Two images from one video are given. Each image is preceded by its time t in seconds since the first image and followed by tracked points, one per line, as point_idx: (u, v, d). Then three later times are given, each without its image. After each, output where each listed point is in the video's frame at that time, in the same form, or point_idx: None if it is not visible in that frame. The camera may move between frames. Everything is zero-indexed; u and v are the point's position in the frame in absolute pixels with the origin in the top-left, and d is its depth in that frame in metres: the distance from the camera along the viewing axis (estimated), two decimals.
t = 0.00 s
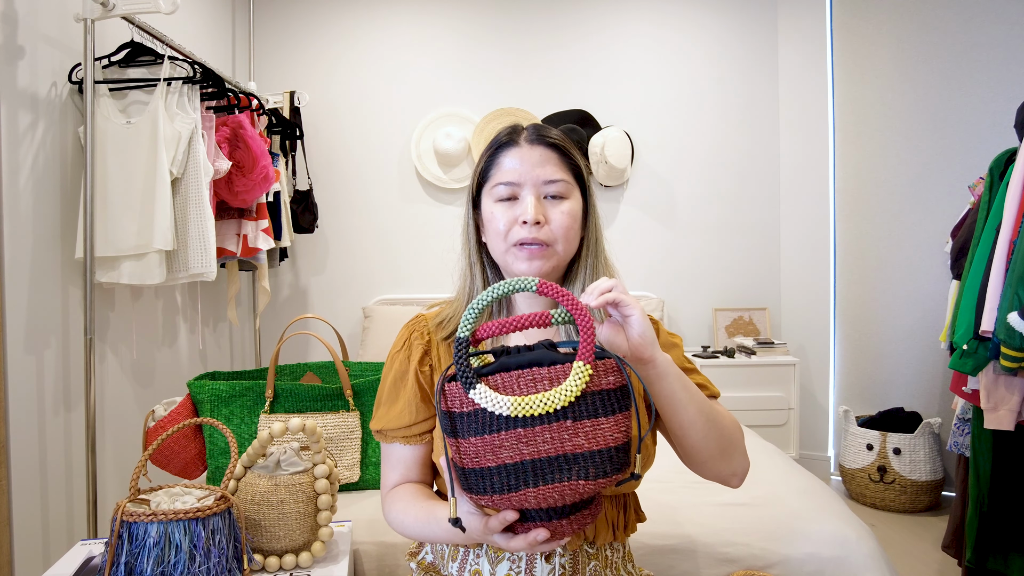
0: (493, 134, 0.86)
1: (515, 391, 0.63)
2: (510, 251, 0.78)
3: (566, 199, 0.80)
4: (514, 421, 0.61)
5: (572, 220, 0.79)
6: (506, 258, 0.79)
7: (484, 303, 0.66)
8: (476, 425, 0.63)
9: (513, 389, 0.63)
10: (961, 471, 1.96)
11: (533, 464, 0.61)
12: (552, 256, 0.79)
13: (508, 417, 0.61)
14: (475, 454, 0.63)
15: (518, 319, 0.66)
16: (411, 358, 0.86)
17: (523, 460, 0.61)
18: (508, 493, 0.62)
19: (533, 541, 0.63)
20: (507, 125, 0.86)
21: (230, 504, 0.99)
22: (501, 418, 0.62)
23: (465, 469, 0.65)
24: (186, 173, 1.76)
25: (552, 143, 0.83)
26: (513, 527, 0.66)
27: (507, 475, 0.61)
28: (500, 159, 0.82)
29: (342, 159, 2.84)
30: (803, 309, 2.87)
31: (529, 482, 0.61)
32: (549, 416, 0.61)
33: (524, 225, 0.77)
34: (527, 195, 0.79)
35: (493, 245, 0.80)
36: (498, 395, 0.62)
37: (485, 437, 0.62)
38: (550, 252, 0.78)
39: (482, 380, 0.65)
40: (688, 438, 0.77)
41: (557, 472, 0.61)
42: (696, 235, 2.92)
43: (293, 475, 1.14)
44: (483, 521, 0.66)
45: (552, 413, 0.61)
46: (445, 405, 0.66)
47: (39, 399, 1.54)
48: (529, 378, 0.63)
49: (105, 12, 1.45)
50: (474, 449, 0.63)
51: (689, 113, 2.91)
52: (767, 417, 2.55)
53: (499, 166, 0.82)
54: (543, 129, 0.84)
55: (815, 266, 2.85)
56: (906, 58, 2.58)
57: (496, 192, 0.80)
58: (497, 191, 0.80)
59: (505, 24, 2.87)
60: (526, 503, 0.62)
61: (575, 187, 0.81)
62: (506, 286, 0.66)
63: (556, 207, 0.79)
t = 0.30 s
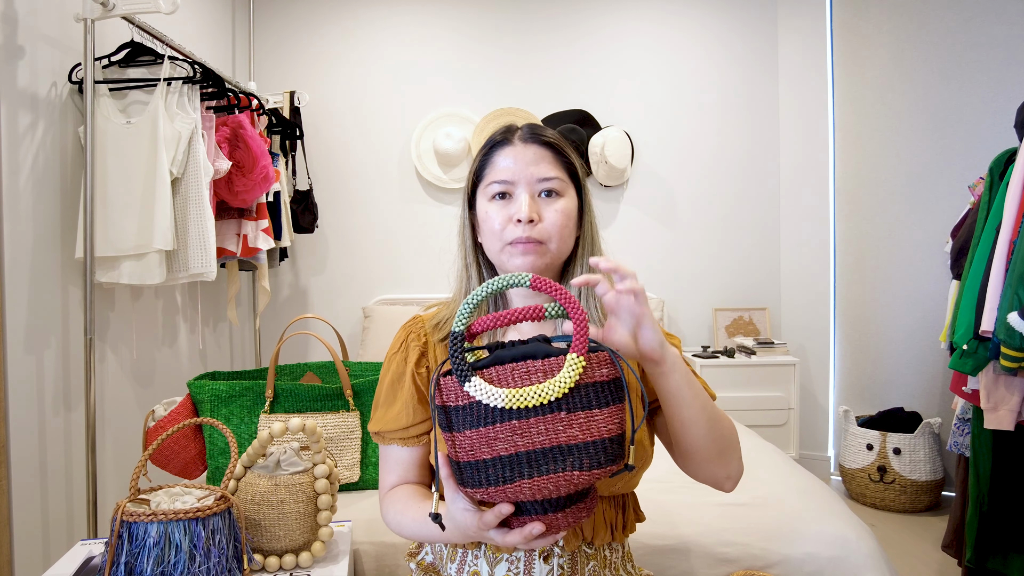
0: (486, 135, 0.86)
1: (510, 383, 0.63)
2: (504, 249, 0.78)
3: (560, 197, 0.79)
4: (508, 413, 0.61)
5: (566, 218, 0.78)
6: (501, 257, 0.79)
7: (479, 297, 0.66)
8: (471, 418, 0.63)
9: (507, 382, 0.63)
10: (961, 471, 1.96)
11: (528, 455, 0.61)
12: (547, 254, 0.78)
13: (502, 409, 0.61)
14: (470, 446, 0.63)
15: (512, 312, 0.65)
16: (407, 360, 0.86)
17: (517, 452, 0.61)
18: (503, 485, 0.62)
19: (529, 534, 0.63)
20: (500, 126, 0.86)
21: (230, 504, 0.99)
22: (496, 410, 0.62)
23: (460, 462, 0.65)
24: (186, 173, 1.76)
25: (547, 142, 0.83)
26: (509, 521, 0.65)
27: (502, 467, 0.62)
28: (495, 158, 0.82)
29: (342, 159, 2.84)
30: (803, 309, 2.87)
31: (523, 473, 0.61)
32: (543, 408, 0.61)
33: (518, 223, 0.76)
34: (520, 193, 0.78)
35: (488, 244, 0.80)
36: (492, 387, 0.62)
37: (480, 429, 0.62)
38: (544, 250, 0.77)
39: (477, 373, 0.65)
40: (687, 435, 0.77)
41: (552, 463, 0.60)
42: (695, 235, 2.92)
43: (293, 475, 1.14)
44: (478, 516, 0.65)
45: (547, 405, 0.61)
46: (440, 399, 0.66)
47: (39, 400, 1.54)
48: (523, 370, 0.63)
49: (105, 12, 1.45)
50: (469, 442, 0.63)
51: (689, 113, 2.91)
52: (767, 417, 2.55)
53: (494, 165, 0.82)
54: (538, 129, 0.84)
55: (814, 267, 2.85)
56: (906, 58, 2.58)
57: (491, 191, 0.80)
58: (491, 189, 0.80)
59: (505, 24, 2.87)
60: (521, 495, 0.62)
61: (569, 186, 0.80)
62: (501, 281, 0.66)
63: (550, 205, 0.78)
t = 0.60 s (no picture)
0: (471, 139, 0.86)
1: (510, 393, 0.63)
2: (496, 253, 0.78)
3: (548, 198, 0.79)
4: (509, 423, 0.61)
5: (555, 219, 0.78)
6: (494, 262, 0.79)
7: (477, 306, 0.66)
8: (472, 427, 0.63)
9: (508, 391, 0.63)
10: (961, 471, 1.96)
11: (529, 465, 0.61)
12: (538, 255, 0.78)
13: (503, 419, 0.61)
14: (471, 456, 0.63)
15: (513, 321, 0.66)
16: (405, 363, 0.86)
17: (519, 462, 0.61)
18: (504, 495, 0.62)
19: (530, 543, 0.63)
20: (484, 129, 0.86)
21: (230, 504, 0.98)
22: (497, 420, 0.62)
23: (461, 471, 0.65)
24: (186, 173, 1.76)
25: (532, 143, 0.82)
26: (510, 530, 0.65)
27: (503, 478, 0.61)
28: (480, 162, 0.82)
29: (342, 159, 2.84)
30: (802, 309, 2.88)
31: (525, 483, 0.61)
32: (544, 417, 0.61)
33: (507, 228, 0.76)
34: (508, 196, 0.78)
35: (480, 248, 0.80)
36: (493, 397, 0.62)
37: (481, 439, 0.62)
38: (536, 252, 0.78)
39: (477, 382, 0.65)
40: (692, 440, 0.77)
41: (554, 472, 0.61)
42: (695, 235, 2.93)
43: (293, 475, 1.14)
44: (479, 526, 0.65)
45: (547, 414, 0.61)
46: (440, 408, 0.66)
47: (39, 399, 1.54)
48: (524, 380, 0.63)
49: (105, 12, 1.45)
50: (470, 452, 0.63)
51: (689, 113, 2.91)
52: (767, 417, 2.55)
53: (480, 170, 0.82)
54: (523, 129, 0.83)
55: (814, 267, 2.85)
56: (906, 58, 2.58)
57: (479, 196, 0.80)
58: (478, 195, 0.80)
59: (504, 24, 2.87)
60: (523, 505, 0.62)
61: (556, 186, 0.80)
62: (499, 290, 0.66)
63: (538, 207, 0.78)
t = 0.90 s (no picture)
0: (458, 147, 0.86)
1: (505, 387, 0.63)
2: (489, 262, 0.79)
3: (536, 203, 0.79)
4: (504, 416, 0.61)
5: (544, 224, 0.78)
6: (489, 270, 0.80)
7: (474, 301, 0.65)
8: (467, 421, 0.63)
9: (503, 385, 0.63)
10: (961, 471, 1.96)
11: (524, 459, 0.61)
12: (531, 261, 0.79)
13: (498, 413, 0.61)
14: (466, 450, 0.63)
15: (508, 315, 0.65)
16: (404, 365, 0.86)
17: (513, 456, 0.61)
18: (499, 488, 0.62)
19: (525, 538, 0.63)
20: (470, 136, 0.86)
21: (230, 504, 0.98)
22: (492, 414, 0.61)
23: (456, 466, 0.64)
24: (186, 173, 1.76)
25: (516, 147, 0.82)
26: (505, 525, 0.65)
27: (498, 471, 0.61)
28: (468, 172, 0.82)
29: (342, 159, 2.84)
30: (802, 309, 2.88)
31: (519, 477, 0.61)
32: (539, 411, 0.61)
33: (497, 238, 0.77)
34: (497, 205, 0.79)
35: (474, 257, 0.82)
36: (488, 391, 0.62)
37: (476, 433, 0.62)
38: (528, 258, 0.78)
39: (472, 376, 0.65)
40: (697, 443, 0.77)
41: (548, 466, 0.61)
42: (696, 235, 2.93)
43: (293, 475, 1.14)
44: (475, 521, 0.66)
45: (542, 408, 0.61)
46: (436, 402, 0.65)
47: (39, 400, 1.54)
48: (519, 373, 0.63)
49: (105, 12, 1.45)
50: (465, 446, 0.63)
51: (689, 113, 2.91)
52: (767, 417, 2.55)
53: (468, 179, 0.82)
54: (507, 134, 0.83)
55: (814, 267, 2.85)
56: (907, 58, 2.57)
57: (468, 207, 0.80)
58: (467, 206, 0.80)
59: (505, 24, 2.87)
60: (517, 498, 0.62)
61: (545, 190, 0.80)
62: (497, 284, 0.65)
63: (527, 212, 0.79)
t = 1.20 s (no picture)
0: (461, 149, 0.86)
1: (500, 401, 0.63)
2: (490, 266, 0.79)
3: (537, 208, 0.79)
4: (499, 431, 0.61)
5: (546, 229, 0.78)
6: (489, 274, 0.80)
7: (469, 312, 0.64)
8: (462, 435, 0.63)
9: (498, 399, 0.63)
10: (961, 471, 1.96)
11: (519, 474, 0.61)
12: (532, 266, 0.79)
13: (493, 428, 0.61)
14: (461, 464, 0.63)
15: (502, 328, 0.65)
16: (405, 365, 0.87)
17: (508, 471, 0.61)
18: (494, 503, 0.62)
19: (521, 550, 0.63)
20: (473, 138, 0.85)
21: (230, 504, 0.99)
22: (487, 428, 0.61)
23: (452, 478, 0.65)
24: (186, 173, 1.76)
25: (518, 152, 0.82)
26: (502, 537, 0.66)
27: (493, 486, 0.62)
28: (469, 175, 0.82)
29: (342, 159, 2.85)
30: (803, 308, 2.88)
31: (515, 492, 0.61)
32: (534, 426, 0.61)
33: (498, 242, 0.77)
34: (498, 210, 0.79)
35: (475, 261, 0.82)
36: (482, 405, 0.62)
37: (471, 447, 0.62)
38: (529, 264, 0.78)
39: (467, 390, 0.64)
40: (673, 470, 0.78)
41: (544, 481, 0.61)
42: (696, 235, 2.93)
43: (293, 475, 1.14)
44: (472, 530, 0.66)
45: (537, 423, 0.61)
46: (431, 415, 0.65)
47: (39, 400, 1.54)
48: (514, 388, 0.63)
49: (105, 12, 1.45)
50: (461, 460, 0.63)
51: (689, 113, 2.91)
52: (766, 417, 2.55)
53: (470, 182, 0.82)
54: (509, 138, 0.82)
55: (815, 267, 2.85)
56: (907, 57, 2.57)
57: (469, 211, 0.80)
58: (469, 210, 0.80)
59: (504, 23, 2.87)
60: (512, 513, 0.62)
61: (547, 195, 0.80)
62: (492, 295, 0.64)
63: (528, 217, 0.78)
